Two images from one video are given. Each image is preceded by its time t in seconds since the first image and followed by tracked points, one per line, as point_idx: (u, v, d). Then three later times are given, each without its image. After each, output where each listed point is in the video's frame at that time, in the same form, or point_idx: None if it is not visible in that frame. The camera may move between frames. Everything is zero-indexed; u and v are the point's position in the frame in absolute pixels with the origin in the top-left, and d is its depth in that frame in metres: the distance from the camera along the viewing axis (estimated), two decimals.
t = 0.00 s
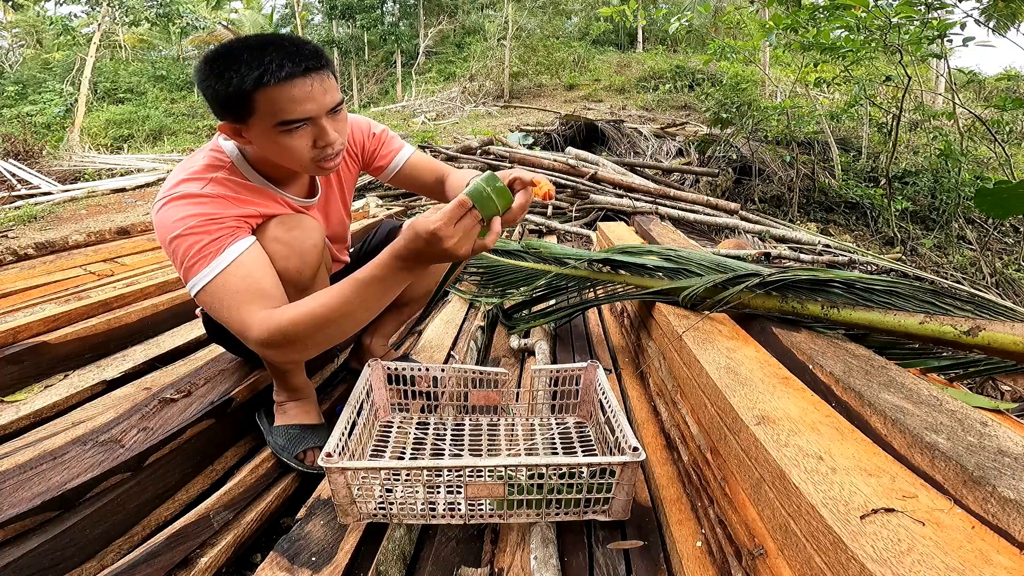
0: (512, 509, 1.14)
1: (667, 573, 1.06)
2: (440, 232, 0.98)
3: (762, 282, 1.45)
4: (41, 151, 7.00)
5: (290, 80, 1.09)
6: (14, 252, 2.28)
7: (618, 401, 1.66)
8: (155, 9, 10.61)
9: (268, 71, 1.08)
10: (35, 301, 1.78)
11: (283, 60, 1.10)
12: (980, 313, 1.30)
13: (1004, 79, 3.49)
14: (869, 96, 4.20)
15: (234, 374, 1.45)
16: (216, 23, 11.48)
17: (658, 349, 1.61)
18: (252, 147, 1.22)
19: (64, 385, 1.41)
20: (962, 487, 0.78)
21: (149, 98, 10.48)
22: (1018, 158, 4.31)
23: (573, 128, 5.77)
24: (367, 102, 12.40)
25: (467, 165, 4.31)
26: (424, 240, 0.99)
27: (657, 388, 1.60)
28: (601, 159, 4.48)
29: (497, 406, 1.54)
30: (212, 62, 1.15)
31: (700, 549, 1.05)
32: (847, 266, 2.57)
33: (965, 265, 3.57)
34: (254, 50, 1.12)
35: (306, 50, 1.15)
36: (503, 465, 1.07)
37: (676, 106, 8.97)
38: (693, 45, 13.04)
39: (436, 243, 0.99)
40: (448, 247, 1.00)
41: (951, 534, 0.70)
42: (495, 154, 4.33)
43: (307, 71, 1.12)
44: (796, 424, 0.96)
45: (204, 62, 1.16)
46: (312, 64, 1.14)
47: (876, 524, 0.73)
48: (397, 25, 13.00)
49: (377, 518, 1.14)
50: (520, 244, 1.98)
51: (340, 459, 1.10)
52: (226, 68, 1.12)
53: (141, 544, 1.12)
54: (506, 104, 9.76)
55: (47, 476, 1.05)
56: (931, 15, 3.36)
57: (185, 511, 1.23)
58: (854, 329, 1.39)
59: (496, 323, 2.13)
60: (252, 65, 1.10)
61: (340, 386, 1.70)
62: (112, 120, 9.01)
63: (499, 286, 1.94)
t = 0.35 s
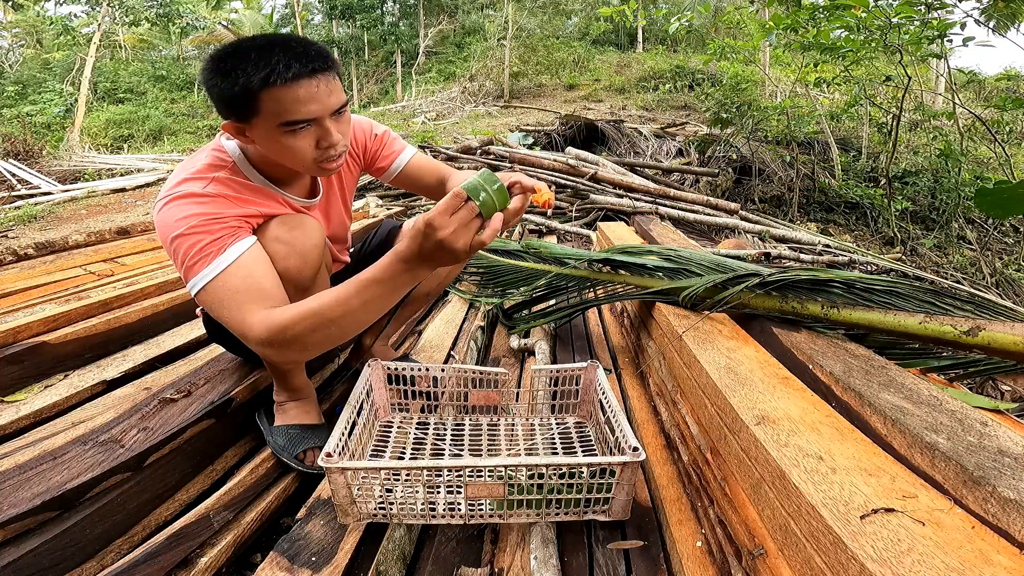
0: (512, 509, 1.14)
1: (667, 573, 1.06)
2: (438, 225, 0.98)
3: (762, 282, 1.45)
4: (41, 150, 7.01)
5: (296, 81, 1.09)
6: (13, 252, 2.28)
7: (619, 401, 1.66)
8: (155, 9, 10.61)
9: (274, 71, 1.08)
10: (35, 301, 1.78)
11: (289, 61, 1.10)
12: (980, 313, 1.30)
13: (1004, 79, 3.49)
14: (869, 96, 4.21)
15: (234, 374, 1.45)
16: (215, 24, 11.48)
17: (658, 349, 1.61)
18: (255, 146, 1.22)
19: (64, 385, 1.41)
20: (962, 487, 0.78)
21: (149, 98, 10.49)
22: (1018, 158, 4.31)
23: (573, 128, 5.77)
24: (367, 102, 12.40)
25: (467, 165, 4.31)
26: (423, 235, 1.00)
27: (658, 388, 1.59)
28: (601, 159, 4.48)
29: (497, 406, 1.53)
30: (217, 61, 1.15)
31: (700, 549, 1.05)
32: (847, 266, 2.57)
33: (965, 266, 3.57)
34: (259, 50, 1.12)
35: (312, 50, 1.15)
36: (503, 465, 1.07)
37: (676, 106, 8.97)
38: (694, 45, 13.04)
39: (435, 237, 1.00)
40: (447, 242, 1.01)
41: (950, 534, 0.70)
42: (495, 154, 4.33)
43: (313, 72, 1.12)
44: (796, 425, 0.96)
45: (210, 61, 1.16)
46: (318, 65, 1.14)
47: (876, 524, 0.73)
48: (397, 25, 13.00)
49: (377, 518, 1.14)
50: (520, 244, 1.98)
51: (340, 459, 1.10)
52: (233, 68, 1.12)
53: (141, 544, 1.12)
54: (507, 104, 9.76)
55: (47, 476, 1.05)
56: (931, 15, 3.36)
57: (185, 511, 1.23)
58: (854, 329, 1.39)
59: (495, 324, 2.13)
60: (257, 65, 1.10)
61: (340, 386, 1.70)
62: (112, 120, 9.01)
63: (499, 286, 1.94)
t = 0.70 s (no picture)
0: (512, 509, 1.14)
1: (667, 573, 1.06)
2: (437, 220, 1.00)
3: (761, 282, 1.45)
4: (41, 150, 7.01)
5: (300, 80, 1.09)
6: (13, 252, 2.28)
7: (618, 401, 1.66)
8: (155, 9, 10.61)
9: (278, 70, 1.08)
10: (35, 301, 1.78)
11: (294, 60, 1.10)
12: (980, 313, 1.30)
13: (1004, 79, 3.49)
14: (869, 96, 4.21)
15: (235, 374, 1.45)
16: (215, 24, 11.48)
17: (658, 349, 1.61)
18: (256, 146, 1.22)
19: (64, 385, 1.41)
20: (962, 487, 0.78)
21: (149, 98, 10.49)
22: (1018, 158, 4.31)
23: (573, 128, 5.76)
24: (367, 102, 12.40)
25: (467, 165, 4.32)
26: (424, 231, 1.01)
27: (657, 388, 1.60)
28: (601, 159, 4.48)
29: (497, 406, 1.54)
30: (221, 60, 1.15)
31: (700, 549, 1.05)
32: (847, 266, 2.57)
33: (965, 266, 3.57)
34: (263, 49, 1.12)
35: (316, 50, 1.15)
36: (503, 465, 1.07)
37: (676, 106, 8.97)
38: (694, 45, 13.05)
39: (436, 235, 1.01)
40: (447, 236, 1.01)
41: (951, 534, 0.70)
42: (495, 154, 4.33)
43: (317, 71, 1.12)
44: (796, 424, 0.97)
45: (215, 60, 1.16)
46: (323, 65, 1.14)
47: (876, 524, 0.73)
48: (397, 25, 13.01)
49: (377, 518, 1.14)
50: (519, 244, 1.98)
51: (340, 459, 1.10)
52: (238, 66, 1.11)
53: (141, 544, 1.12)
54: (506, 104, 9.76)
55: (46, 476, 1.05)
56: (931, 15, 3.36)
57: (185, 511, 1.23)
58: (854, 329, 1.39)
59: (495, 324, 2.14)
60: (262, 64, 1.09)
61: (340, 386, 1.70)
62: (112, 120, 9.01)
63: (499, 286, 1.94)
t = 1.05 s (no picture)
0: (512, 509, 1.14)
1: (667, 573, 1.06)
2: (440, 220, 0.97)
3: (761, 282, 1.44)
4: (41, 150, 7.01)
5: (304, 79, 1.09)
6: (13, 252, 2.28)
7: (618, 401, 1.65)
8: (155, 9, 10.61)
9: (283, 69, 1.08)
10: (35, 301, 1.78)
11: (298, 59, 1.10)
12: (980, 313, 1.30)
13: (1004, 79, 3.49)
14: (869, 96, 4.21)
15: (235, 374, 1.45)
16: (215, 24, 11.48)
17: (658, 349, 1.61)
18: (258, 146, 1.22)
19: (64, 385, 1.41)
20: (962, 487, 0.78)
21: (149, 98, 10.49)
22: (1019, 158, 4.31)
23: (573, 128, 5.76)
24: (366, 102, 12.39)
25: (467, 165, 4.32)
26: (422, 229, 0.99)
27: (658, 388, 1.59)
28: (601, 159, 4.48)
29: (497, 406, 1.54)
30: (224, 58, 1.15)
31: (700, 549, 1.05)
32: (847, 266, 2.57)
33: (965, 266, 3.57)
34: (267, 48, 1.12)
35: (320, 50, 1.15)
36: (503, 465, 1.07)
37: (676, 106, 8.97)
38: (694, 45, 13.05)
39: (434, 231, 0.99)
40: (447, 235, 0.99)
41: (951, 534, 0.70)
42: (495, 154, 4.33)
43: (321, 71, 1.12)
44: (796, 425, 0.97)
45: (219, 57, 1.16)
46: (326, 65, 1.14)
47: (876, 524, 0.73)
48: (398, 25, 13.01)
49: (377, 519, 1.14)
50: (520, 244, 1.98)
51: (340, 459, 1.10)
52: (242, 65, 1.11)
53: (141, 544, 1.12)
54: (506, 104, 9.76)
55: (46, 475, 1.05)
56: (931, 15, 3.36)
57: (185, 511, 1.23)
58: (854, 329, 1.39)
59: (495, 324, 2.14)
60: (266, 63, 1.10)
61: (340, 386, 1.70)
62: (112, 120, 9.01)
63: (499, 286, 1.94)
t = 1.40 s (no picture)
0: (512, 509, 1.14)
1: (667, 573, 1.06)
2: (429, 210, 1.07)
3: (761, 282, 1.44)
4: (41, 150, 7.01)
5: (307, 76, 1.10)
6: (13, 252, 2.28)
7: (618, 401, 1.65)
8: (155, 9, 10.61)
9: (286, 66, 1.09)
10: (35, 301, 1.78)
11: (302, 57, 1.10)
12: (980, 313, 1.30)
13: (1004, 79, 3.49)
14: (869, 96, 4.22)
15: (235, 373, 1.45)
16: (215, 24, 11.48)
17: (658, 349, 1.61)
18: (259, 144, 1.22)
19: (64, 385, 1.41)
20: (962, 487, 0.78)
21: (149, 98, 10.49)
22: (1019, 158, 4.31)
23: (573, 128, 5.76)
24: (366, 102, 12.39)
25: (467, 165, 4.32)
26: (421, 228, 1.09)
27: (658, 388, 1.59)
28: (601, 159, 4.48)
29: (497, 406, 1.54)
30: (227, 56, 1.15)
31: (700, 549, 1.05)
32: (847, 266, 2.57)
33: (965, 266, 3.57)
34: (270, 45, 1.12)
35: (323, 48, 1.15)
36: (503, 465, 1.07)
37: (676, 106, 8.96)
38: (694, 45, 13.05)
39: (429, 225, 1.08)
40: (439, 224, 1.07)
41: (951, 534, 0.70)
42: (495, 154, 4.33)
43: (324, 68, 1.13)
44: (796, 425, 0.97)
45: (222, 55, 1.16)
46: (329, 63, 1.15)
47: (876, 524, 0.73)
48: (398, 25, 13.00)
49: (377, 518, 1.14)
50: (520, 244, 1.98)
51: (340, 459, 1.10)
52: (246, 62, 1.11)
53: (141, 544, 1.12)
54: (506, 104, 9.76)
55: (46, 476, 1.05)
56: (931, 15, 3.36)
57: (185, 511, 1.23)
58: (854, 329, 1.39)
59: (495, 324, 2.14)
60: (269, 60, 1.10)
61: (340, 386, 1.70)
62: (112, 120, 9.01)
63: (499, 286, 1.94)
